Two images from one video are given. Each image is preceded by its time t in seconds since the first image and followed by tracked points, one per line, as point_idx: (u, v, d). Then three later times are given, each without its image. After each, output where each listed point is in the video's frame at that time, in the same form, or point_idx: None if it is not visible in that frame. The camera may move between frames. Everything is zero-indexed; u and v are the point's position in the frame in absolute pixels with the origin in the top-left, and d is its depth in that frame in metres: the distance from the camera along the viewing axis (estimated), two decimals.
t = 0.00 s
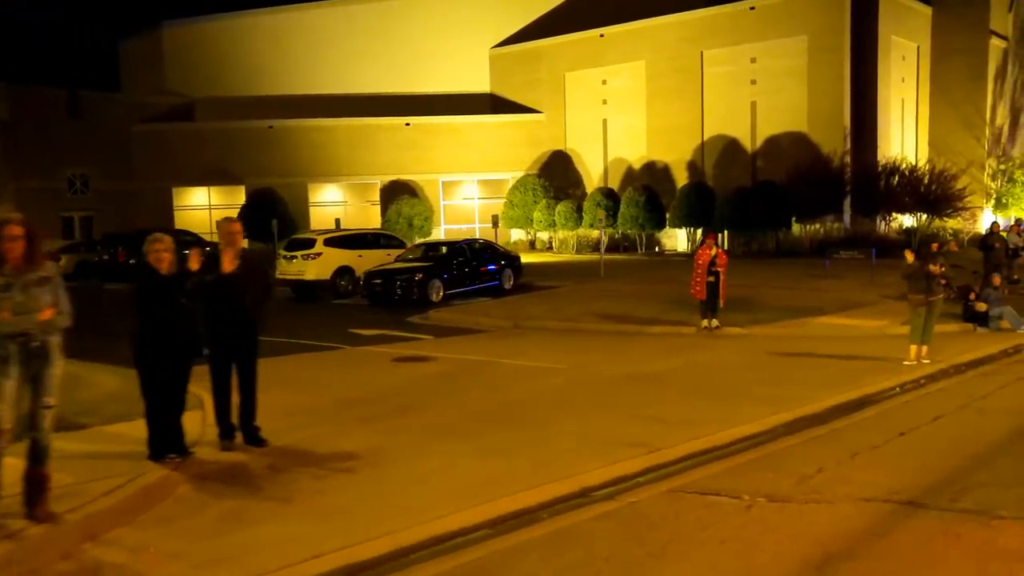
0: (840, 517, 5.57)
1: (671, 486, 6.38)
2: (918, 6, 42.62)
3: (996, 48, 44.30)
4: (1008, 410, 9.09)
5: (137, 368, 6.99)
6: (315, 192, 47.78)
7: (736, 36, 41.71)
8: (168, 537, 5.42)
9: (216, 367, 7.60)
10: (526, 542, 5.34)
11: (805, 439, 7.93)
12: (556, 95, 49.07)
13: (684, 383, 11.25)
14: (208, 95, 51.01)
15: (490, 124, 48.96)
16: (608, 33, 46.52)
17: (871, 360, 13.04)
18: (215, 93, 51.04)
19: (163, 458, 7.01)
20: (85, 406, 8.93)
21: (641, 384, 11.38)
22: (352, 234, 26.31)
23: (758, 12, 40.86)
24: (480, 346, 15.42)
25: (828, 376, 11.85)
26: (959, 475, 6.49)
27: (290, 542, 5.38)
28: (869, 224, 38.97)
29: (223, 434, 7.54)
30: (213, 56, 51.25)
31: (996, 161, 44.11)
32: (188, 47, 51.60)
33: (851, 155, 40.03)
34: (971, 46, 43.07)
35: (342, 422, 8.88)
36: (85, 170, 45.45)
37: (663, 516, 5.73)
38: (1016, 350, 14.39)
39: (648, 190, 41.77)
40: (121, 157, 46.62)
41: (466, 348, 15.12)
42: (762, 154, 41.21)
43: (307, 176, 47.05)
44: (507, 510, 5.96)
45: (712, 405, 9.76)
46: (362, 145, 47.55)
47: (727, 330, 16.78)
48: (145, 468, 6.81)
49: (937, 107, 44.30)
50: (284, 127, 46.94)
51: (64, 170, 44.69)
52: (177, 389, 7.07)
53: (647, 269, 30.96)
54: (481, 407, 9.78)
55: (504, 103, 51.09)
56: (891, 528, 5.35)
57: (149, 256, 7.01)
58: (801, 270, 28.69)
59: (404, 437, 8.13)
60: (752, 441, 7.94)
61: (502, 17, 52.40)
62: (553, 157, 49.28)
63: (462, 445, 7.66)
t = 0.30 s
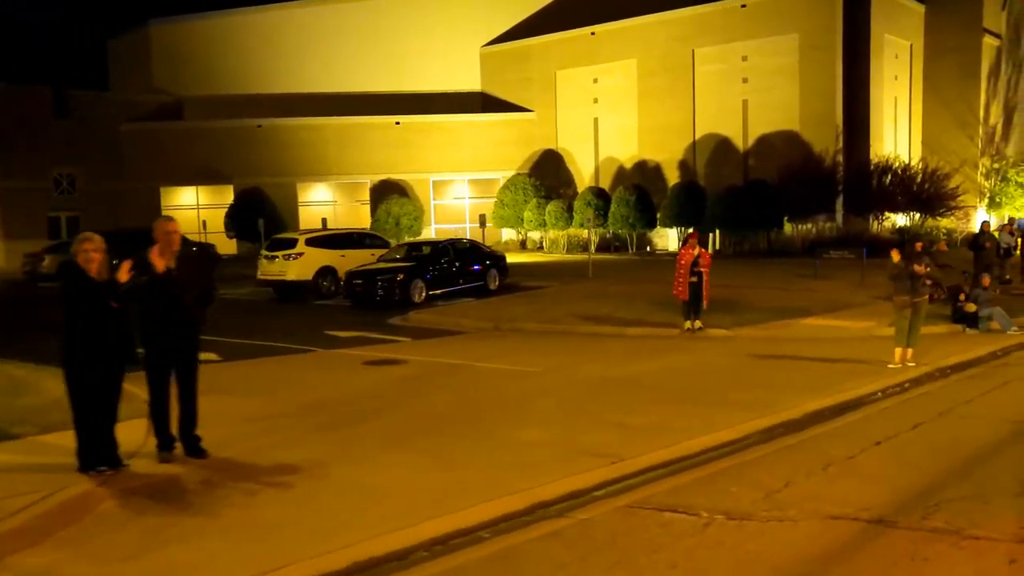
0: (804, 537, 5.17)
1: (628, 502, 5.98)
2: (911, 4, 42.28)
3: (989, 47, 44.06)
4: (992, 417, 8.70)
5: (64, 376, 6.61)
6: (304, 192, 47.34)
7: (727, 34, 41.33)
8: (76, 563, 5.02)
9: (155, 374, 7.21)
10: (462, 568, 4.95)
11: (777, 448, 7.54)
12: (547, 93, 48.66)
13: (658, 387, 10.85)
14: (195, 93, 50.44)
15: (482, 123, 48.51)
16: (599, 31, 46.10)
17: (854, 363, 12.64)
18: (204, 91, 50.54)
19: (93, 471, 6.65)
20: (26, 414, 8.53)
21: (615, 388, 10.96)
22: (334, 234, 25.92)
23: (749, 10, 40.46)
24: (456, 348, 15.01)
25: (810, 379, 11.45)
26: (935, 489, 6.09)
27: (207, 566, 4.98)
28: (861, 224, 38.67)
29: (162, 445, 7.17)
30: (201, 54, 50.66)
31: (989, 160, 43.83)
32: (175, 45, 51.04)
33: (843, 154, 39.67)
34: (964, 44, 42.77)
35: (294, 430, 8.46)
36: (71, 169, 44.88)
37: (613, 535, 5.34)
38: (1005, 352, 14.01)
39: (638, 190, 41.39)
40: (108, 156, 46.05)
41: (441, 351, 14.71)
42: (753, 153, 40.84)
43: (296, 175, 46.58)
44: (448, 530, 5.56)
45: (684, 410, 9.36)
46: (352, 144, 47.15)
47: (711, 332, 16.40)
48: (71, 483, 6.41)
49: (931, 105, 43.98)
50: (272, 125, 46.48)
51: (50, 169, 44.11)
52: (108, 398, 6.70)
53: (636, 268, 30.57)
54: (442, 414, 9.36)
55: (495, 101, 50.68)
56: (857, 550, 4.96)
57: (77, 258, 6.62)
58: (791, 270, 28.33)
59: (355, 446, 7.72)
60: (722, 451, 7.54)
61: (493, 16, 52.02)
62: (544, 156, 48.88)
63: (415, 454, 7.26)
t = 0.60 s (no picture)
0: (764, 557, 4.87)
1: (583, 519, 5.68)
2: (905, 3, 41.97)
3: (984, 47, 43.80)
4: (976, 425, 8.37)
5: None
6: (296, 191, 46.90)
7: (720, 34, 41.04)
8: None
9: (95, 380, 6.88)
10: None
11: (749, 459, 7.22)
12: (540, 93, 48.35)
13: (635, 394, 10.51)
14: (187, 92, 50.12)
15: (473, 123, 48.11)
16: (592, 31, 45.79)
17: (838, 368, 12.31)
18: (194, 91, 50.17)
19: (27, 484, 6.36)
20: None
21: (592, 393, 10.63)
22: (319, 235, 25.64)
23: (743, 9, 40.15)
24: (434, 351, 14.66)
25: (791, 384, 11.14)
26: (909, 504, 5.78)
27: None
28: (855, 224, 38.02)
29: (102, 456, 6.87)
30: (193, 53, 50.34)
31: (983, 161, 43.60)
32: (164, 44, 50.57)
33: (837, 155, 39.35)
34: (960, 45, 42.53)
35: (248, 440, 8.12)
36: (59, 168, 44.10)
37: (563, 556, 5.03)
38: (995, 356, 13.68)
39: (630, 190, 41.07)
40: (97, 155, 45.56)
41: (419, 353, 14.35)
42: (746, 154, 40.53)
43: (286, 175, 46.20)
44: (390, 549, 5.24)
45: (658, 417, 9.03)
46: (344, 144, 46.79)
47: (696, 335, 16.08)
48: None
49: (925, 106, 43.73)
50: (263, 125, 46.11)
51: (38, 168, 43.27)
52: (43, 408, 6.38)
53: (626, 269, 30.22)
54: (408, 421, 9.03)
55: (487, 101, 50.34)
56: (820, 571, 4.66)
57: (9, 261, 6.27)
58: (782, 271, 28.02)
59: (308, 458, 7.39)
60: (689, 463, 7.23)
61: (486, 15, 51.71)
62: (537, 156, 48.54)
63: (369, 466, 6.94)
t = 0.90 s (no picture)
0: None
1: (537, 536, 5.36)
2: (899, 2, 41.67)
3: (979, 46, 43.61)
4: (962, 432, 8.03)
5: None
6: (287, 192, 46.51)
7: (714, 32, 40.71)
8: None
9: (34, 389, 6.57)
10: None
11: (721, 468, 6.88)
12: (532, 93, 48.05)
13: (611, 398, 10.16)
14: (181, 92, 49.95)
15: (464, 123, 47.75)
16: (585, 30, 45.47)
17: (823, 371, 11.95)
18: (185, 91, 49.81)
19: None
20: None
21: (567, 398, 10.32)
22: (304, 236, 25.31)
23: (736, 8, 39.87)
24: (413, 353, 14.34)
25: (774, 388, 10.81)
26: (882, 520, 5.47)
27: None
28: (849, 225, 37.79)
29: (42, 467, 6.58)
30: (185, 53, 49.99)
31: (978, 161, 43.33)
32: (154, 44, 50.19)
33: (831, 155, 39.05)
34: (955, 45, 42.29)
35: (201, 450, 7.78)
36: (49, 168, 43.78)
37: None
38: (985, 359, 13.34)
39: (623, 190, 40.78)
40: (86, 155, 45.15)
41: (396, 356, 14.02)
42: (740, 154, 40.22)
43: (277, 175, 45.85)
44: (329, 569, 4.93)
45: (631, 424, 8.69)
46: (335, 144, 46.46)
47: (682, 337, 15.77)
48: None
49: (920, 106, 43.46)
50: (254, 125, 45.78)
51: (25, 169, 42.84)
52: None
53: (616, 270, 29.91)
54: (373, 428, 8.71)
55: (480, 101, 50.03)
56: None
57: None
58: (774, 272, 27.73)
59: (259, 470, 7.04)
60: (659, 472, 6.91)
61: (479, 14, 51.41)
62: (529, 156, 48.20)
63: (322, 477, 6.62)
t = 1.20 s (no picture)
0: None
1: (484, 558, 5.09)
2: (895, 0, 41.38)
3: (973, 45, 43.38)
4: (946, 438, 7.71)
5: None
6: (279, 191, 46.16)
7: (708, 31, 40.38)
8: None
9: None
10: None
11: (690, 479, 6.58)
12: (526, 92, 47.72)
13: (587, 403, 9.83)
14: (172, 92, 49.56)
15: (457, 122, 47.41)
16: (579, 29, 45.14)
17: (808, 374, 11.62)
18: (176, 90, 49.44)
19: None
20: None
21: (541, 403, 10.01)
22: (290, 236, 24.97)
23: (731, 6, 39.55)
24: (391, 355, 14.04)
25: (756, 391, 10.50)
26: (852, 537, 5.19)
27: None
28: (844, 225, 37.56)
29: None
30: (176, 52, 49.62)
31: (974, 160, 43.07)
32: (146, 43, 49.80)
33: (825, 155, 38.75)
34: (951, 44, 42.03)
35: (152, 459, 7.46)
36: (40, 169, 43.27)
37: None
38: (975, 361, 13.02)
39: (616, 190, 40.47)
40: (77, 155, 44.62)
41: (374, 358, 13.70)
42: (734, 153, 39.90)
43: (269, 175, 45.56)
44: None
45: (605, 430, 8.37)
46: (328, 143, 46.11)
47: (667, 339, 15.44)
48: None
49: (915, 105, 43.16)
50: (245, 124, 45.43)
51: (15, 169, 42.36)
52: None
53: (607, 270, 29.56)
54: (336, 434, 8.40)
55: (473, 99, 49.68)
56: None
57: None
58: (766, 272, 27.43)
59: (208, 481, 6.73)
60: (625, 484, 6.62)
61: (473, 13, 51.10)
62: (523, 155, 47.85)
63: (271, 490, 6.33)
